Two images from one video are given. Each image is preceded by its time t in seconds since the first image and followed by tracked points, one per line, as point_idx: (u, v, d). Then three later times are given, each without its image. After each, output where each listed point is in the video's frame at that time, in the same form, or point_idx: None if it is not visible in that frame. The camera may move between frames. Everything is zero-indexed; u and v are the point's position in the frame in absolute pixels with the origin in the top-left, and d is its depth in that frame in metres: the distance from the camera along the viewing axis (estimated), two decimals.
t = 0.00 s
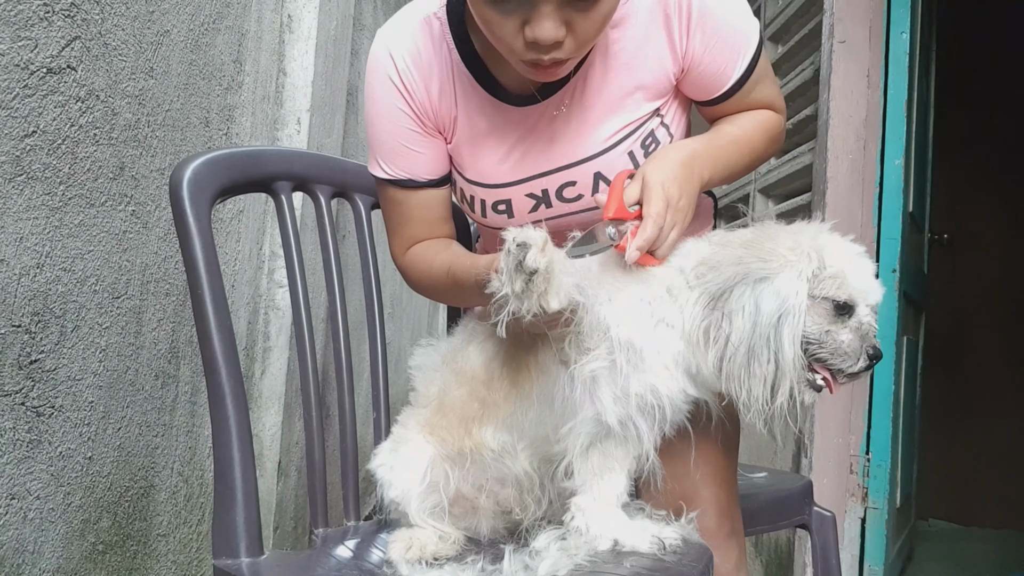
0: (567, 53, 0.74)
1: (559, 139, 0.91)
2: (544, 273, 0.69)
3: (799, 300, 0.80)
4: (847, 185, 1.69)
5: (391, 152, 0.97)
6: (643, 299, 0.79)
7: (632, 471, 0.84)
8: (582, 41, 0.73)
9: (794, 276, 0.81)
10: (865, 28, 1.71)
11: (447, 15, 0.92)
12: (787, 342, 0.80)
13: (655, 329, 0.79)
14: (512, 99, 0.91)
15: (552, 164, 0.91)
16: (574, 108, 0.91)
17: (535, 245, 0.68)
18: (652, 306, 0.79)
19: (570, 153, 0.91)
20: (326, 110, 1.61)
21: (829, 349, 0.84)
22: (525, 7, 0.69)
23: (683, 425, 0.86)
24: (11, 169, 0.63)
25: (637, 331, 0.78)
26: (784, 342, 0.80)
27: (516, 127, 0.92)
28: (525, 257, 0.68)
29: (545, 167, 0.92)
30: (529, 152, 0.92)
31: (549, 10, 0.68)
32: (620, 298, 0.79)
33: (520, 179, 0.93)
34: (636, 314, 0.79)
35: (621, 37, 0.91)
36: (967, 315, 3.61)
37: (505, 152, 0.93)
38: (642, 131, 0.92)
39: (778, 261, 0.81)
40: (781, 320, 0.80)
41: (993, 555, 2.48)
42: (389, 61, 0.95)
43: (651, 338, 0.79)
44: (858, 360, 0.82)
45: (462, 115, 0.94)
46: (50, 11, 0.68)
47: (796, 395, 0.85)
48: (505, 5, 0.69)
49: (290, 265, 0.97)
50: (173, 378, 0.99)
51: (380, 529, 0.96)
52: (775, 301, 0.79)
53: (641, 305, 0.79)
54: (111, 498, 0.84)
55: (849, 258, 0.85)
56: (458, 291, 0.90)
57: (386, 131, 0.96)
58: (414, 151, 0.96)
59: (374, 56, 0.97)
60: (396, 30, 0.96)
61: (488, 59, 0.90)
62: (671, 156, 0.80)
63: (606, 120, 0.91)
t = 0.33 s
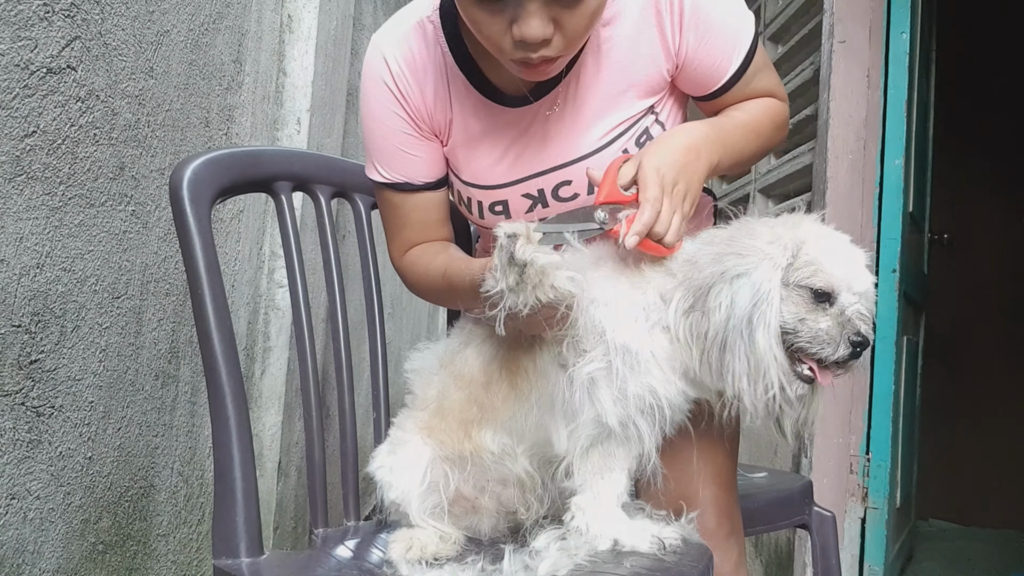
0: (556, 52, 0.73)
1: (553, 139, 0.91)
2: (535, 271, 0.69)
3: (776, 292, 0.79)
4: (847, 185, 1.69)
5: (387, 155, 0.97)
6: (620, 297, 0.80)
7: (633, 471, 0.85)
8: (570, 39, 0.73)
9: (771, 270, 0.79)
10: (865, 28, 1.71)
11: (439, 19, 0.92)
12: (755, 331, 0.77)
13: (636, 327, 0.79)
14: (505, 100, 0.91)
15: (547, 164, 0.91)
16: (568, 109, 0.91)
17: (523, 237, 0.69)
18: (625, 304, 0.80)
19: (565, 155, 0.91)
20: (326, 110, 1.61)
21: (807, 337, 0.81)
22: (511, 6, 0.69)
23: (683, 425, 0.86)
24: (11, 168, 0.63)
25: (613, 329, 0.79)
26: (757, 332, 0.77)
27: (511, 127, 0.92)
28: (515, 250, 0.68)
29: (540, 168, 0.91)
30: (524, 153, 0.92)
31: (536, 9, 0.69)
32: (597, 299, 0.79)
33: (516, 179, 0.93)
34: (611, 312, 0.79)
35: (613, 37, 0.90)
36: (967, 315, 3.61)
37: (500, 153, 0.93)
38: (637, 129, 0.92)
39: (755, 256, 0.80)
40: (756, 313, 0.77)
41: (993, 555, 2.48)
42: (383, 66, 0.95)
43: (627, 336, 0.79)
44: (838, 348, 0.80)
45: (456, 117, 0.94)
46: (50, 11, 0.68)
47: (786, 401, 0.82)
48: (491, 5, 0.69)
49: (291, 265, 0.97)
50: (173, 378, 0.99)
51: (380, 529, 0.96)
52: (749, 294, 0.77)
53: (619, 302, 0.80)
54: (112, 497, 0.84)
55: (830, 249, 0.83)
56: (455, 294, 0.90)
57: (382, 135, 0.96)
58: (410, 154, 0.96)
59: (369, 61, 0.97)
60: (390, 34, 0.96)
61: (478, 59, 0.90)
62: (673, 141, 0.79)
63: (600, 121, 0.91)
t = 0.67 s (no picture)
0: (559, 54, 0.73)
1: (555, 139, 0.91)
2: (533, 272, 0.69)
3: (770, 305, 0.79)
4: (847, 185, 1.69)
5: (389, 156, 0.97)
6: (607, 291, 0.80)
7: (632, 471, 0.84)
8: (573, 41, 0.73)
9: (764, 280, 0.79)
10: (865, 28, 1.71)
11: (441, 19, 0.92)
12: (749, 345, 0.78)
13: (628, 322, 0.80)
14: (506, 100, 0.91)
15: (549, 164, 0.91)
16: (570, 109, 0.91)
17: (524, 249, 0.69)
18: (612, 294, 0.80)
19: (566, 154, 0.91)
20: (326, 110, 1.61)
21: (800, 349, 0.82)
22: (514, 9, 0.69)
23: (681, 424, 0.86)
24: (11, 169, 0.63)
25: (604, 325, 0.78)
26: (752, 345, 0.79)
27: (512, 127, 0.92)
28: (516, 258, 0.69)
29: (541, 167, 0.91)
30: (526, 153, 0.92)
31: (539, 12, 0.69)
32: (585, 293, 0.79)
33: (517, 179, 0.92)
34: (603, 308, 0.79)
35: (614, 38, 0.90)
36: (967, 315, 3.60)
37: (502, 154, 0.93)
38: (638, 128, 0.92)
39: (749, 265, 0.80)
40: (747, 326, 0.78)
41: (993, 555, 2.48)
42: (385, 67, 0.95)
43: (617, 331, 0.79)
44: (831, 361, 0.80)
45: (457, 118, 0.94)
46: (50, 11, 0.68)
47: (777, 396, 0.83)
48: (494, 7, 0.70)
49: (291, 265, 0.97)
50: (173, 378, 0.99)
51: (380, 529, 0.96)
52: (742, 306, 0.78)
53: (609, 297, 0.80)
54: (111, 498, 0.84)
55: (826, 258, 0.83)
56: (453, 296, 0.90)
57: (383, 137, 0.96)
58: (411, 156, 0.96)
59: (370, 63, 0.97)
60: (391, 36, 0.96)
61: (480, 59, 0.90)
62: (672, 141, 0.80)
63: (602, 121, 0.91)
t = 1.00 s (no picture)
0: (559, 58, 0.74)
1: (552, 140, 0.91)
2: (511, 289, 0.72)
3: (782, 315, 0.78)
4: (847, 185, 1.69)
5: (386, 157, 0.97)
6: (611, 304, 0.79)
7: (631, 471, 0.84)
8: (573, 45, 0.73)
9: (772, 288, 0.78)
10: (865, 29, 1.71)
11: (439, 20, 0.92)
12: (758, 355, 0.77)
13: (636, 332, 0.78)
14: (504, 100, 0.91)
15: (547, 164, 0.91)
16: (567, 109, 0.91)
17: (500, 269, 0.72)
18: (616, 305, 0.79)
19: (564, 155, 0.91)
20: (326, 110, 1.61)
21: (813, 357, 0.80)
22: (514, 13, 0.69)
23: (680, 425, 0.85)
24: (11, 169, 0.63)
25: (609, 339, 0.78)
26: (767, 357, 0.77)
27: (509, 128, 0.92)
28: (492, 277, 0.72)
29: (539, 168, 0.92)
30: (523, 154, 0.92)
31: (539, 16, 0.69)
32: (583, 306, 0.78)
33: (514, 181, 0.93)
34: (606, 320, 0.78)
35: (613, 40, 0.90)
36: (968, 315, 3.60)
37: (499, 155, 0.93)
38: (637, 130, 0.92)
39: (758, 274, 0.78)
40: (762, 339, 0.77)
41: (994, 555, 2.48)
42: (382, 68, 0.95)
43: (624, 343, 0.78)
44: (844, 366, 0.80)
45: (454, 118, 0.94)
46: (50, 11, 0.68)
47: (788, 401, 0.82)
48: (494, 11, 0.70)
49: (291, 265, 0.97)
50: (173, 378, 0.99)
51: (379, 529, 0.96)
52: (753, 319, 0.76)
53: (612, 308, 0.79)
54: (112, 498, 0.84)
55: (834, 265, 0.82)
56: (449, 299, 0.90)
57: (380, 137, 0.96)
58: (408, 156, 0.96)
59: (368, 64, 0.97)
60: (389, 36, 0.96)
61: (478, 61, 0.90)
62: (665, 153, 0.80)
63: (600, 121, 0.91)
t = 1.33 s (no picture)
0: (566, 66, 0.74)
1: (557, 143, 0.92)
2: (523, 333, 0.69)
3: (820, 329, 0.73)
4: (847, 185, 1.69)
5: (389, 158, 0.96)
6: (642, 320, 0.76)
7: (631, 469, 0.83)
8: (581, 55, 0.73)
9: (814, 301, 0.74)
10: (865, 28, 1.71)
11: (445, 22, 0.92)
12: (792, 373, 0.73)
13: (668, 346, 0.77)
14: (510, 102, 0.91)
15: (551, 166, 0.92)
16: (571, 111, 0.91)
17: (512, 309, 0.69)
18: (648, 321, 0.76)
19: (568, 156, 0.92)
20: (326, 110, 1.61)
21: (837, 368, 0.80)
22: (523, 24, 0.69)
23: (681, 425, 0.83)
24: (11, 169, 0.63)
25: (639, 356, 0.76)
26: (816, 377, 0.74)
27: (514, 131, 0.92)
28: (506, 319, 0.69)
29: (544, 170, 0.92)
30: (528, 156, 0.92)
31: (548, 27, 0.68)
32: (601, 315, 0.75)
33: (519, 183, 0.93)
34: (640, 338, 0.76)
35: (619, 42, 0.90)
36: (968, 315, 3.60)
37: (503, 157, 0.93)
38: (641, 131, 0.92)
39: (795, 290, 0.74)
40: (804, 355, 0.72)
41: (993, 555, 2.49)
42: (386, 69, 0.94)
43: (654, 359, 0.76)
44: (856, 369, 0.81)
45: (459, 121, 0.94)
46: (50, 11, 0.68)
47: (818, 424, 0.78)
48: (504, 20, 0.69)
49: (291, 265, 0.97)
50: (173, 378, 0.99)
51: (379, 529, 0.96)
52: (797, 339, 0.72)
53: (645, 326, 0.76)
54: (111, 497, 0.84)
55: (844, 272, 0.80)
56: (452, 303, 0.90)
57: (384, 139, 0.96)
58: (412, 158, 0.96)
59: (371, 65, 0.96)
60: (393, 37, 0.96)
61: (485, 64, 0.90)
62: (663, 154, 0.79)
63: (604, 123, 0.92)
